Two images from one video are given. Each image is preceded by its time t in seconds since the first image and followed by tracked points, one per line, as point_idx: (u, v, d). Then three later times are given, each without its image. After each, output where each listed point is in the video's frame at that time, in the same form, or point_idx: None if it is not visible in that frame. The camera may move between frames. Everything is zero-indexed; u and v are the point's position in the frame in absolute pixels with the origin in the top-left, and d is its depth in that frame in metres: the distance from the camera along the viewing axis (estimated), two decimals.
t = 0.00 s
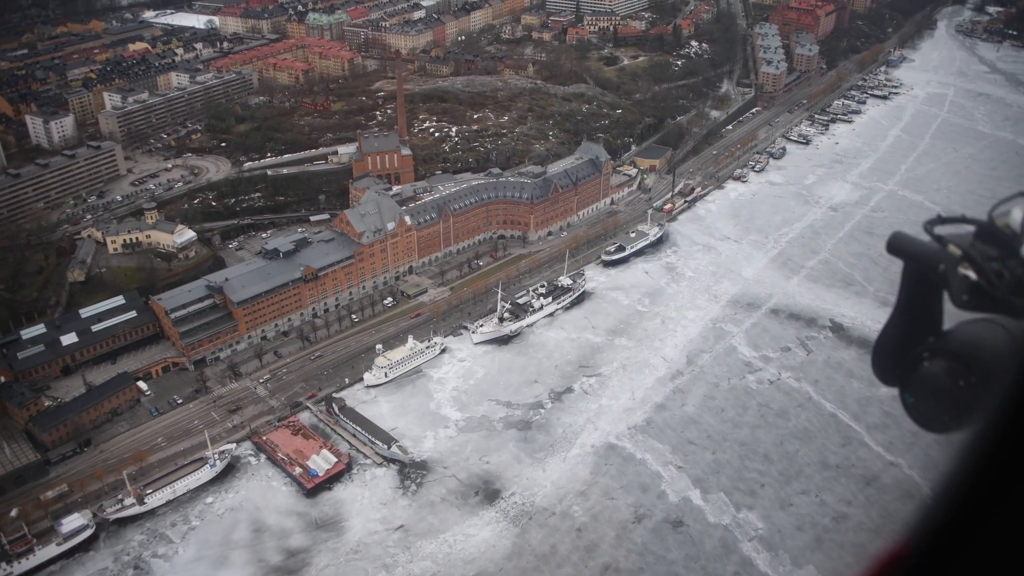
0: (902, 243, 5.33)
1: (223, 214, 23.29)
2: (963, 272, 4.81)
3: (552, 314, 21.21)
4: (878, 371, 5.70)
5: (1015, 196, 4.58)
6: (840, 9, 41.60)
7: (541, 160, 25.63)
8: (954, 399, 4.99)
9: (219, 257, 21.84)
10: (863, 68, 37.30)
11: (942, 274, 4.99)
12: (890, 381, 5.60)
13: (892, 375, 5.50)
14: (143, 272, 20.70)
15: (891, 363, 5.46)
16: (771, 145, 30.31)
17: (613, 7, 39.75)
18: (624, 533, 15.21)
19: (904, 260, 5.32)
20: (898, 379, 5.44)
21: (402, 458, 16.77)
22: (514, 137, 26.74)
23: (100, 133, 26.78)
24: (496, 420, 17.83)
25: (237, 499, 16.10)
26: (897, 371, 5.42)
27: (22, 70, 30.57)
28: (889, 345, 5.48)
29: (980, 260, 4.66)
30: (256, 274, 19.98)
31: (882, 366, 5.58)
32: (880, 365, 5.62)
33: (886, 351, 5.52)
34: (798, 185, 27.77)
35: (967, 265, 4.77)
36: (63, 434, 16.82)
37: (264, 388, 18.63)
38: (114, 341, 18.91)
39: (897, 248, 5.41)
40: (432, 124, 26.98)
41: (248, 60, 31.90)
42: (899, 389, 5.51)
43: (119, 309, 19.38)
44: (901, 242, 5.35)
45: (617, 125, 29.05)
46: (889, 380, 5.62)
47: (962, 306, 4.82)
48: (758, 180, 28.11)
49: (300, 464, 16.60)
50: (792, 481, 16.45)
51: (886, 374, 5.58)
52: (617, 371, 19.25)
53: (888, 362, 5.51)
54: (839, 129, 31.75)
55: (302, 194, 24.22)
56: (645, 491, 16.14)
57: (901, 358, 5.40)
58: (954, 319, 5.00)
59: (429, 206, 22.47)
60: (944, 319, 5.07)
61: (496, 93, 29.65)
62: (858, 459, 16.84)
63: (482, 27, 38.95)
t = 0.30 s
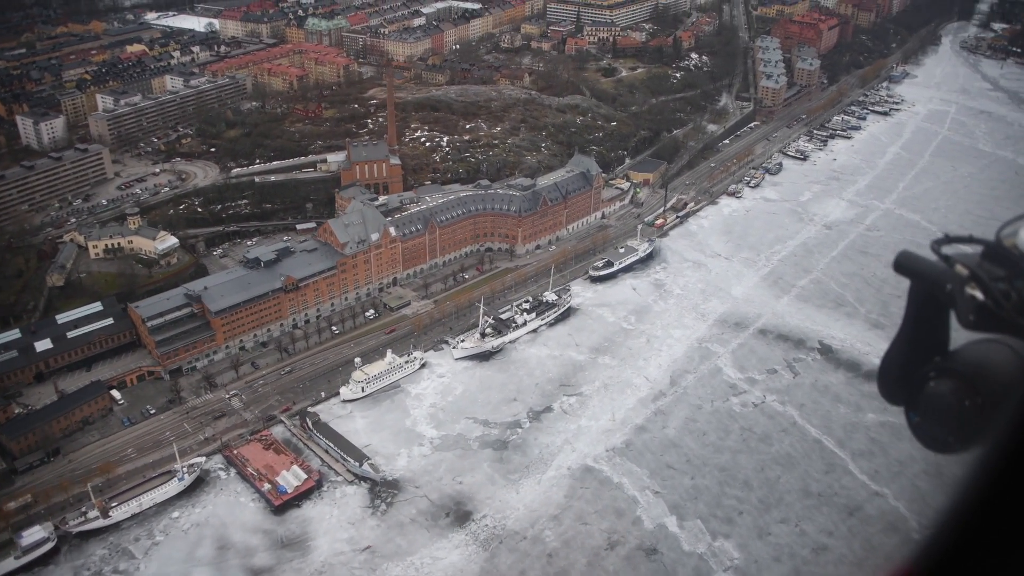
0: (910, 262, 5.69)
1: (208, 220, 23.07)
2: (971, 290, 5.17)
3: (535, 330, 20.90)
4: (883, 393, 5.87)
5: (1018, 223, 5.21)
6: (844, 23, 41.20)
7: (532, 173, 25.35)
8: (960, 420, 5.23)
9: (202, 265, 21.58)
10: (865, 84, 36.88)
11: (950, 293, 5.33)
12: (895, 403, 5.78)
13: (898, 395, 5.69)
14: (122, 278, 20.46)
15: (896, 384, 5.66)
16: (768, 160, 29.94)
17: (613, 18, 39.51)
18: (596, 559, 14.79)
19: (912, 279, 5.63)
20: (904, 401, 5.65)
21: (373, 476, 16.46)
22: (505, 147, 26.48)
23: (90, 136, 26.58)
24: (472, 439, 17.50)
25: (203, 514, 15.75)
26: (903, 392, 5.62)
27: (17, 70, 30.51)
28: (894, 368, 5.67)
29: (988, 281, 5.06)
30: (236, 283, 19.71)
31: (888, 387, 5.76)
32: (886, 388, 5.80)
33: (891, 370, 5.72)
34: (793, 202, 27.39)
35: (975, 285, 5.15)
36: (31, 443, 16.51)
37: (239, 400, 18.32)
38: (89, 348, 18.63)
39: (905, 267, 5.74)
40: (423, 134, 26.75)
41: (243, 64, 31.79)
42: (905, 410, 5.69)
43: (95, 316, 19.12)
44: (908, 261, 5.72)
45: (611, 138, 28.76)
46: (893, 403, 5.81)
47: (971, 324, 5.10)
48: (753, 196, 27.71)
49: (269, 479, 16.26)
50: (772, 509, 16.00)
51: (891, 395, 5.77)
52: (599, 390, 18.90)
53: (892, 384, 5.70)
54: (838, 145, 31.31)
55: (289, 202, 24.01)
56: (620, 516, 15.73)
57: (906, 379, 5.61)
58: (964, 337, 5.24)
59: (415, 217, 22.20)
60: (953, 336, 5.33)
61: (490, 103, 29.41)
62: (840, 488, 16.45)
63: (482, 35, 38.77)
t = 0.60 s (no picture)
0: (921, 274, 5.71)
1: (195, 232, 22.99)
2: (982, 304, 5.18)
3: (522, 344, 20.60)
4: (891, 404, 5.99)
5: None
6: (846, 33, 40.79)
7: (523, 184, 25.12)
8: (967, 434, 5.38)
9: (187, 277, 21.48)
10: (867, 93, 36.43)
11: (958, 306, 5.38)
12: (903, 414, 5.90)
13: (906, 407, 5.81)
14: (106, 291, 20.32)
15: (904, 396, 5.79)
16: (765, 171, 29.58)
17: (612, 27, 39.29)
18: None
19: (922, 290, 5.69)
20: (913, 411, 5.76)
21: (350, 494, 16.17)
22: (497, 158, 26.28)
23: (81, 147, 26.56)
24: (453, 456, 17.18)
25: (177, 532, 15.48)
26: (911, 403, 5.75)
27: (12, 79, 30.59)
28: (903, 381, 5.80)
29: (998, 296, 5.09)
30: (218, 296, 19.55)
31: (896, 398, 5.88)
32: (894, 400, 5.93)
33: (900, 383, 5.83)
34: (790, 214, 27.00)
35: (984, 299, 5.17)
36: (6, 459, 16.34)
37: (219, 415, 18.13)
38: (69, 362, 18.48)
39: (915, 278, 5.78)
40: (414, 144, 26.58)
41: (237, 74, 31.78)
42: (913, 422, 5.80)
43: (76, 329, 18.98)
44: (920, 273, 5.74)
45: (606, 148, 28.49)
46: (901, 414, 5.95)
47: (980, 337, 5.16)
48: (749, 208, 27.34)
49: (245, 497, 16.01)
50: (756, 531, 15.58)
51: (900, 406, 5.89)
52: (584, 407, 18.57)
53: (901, 395, 5.83)
54: (837, 156, 30.87)
55: (277, 214, 23.91)
56: (600, 537, 15.34)
57: (915, 391, 5.73)
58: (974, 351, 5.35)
59: (402, 229, 22.00)
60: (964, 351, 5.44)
61: (483, 113, 29.23)
62: (828, 510, 16.03)
63: (480, 44, 38.64)
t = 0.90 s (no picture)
0: (925, 290, 5.67)
1: (178, 236, 22.78)
2: (984, 321, 5.24)
3: (504, 353, 20.33)
4: (896, 417, 6.07)
5: None
6: (846, 38, 40.35)
7: (511, 190, 24.85)
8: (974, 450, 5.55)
9: (168, 282, 21.31)
10: (866, 100, 36.01)
11: (963, 322, 5.36)
12: (907, 428, 6.01)
13: (910, 422, 5.91)
14: (84, 295, 20.13)
15: (908, 411, 5.88)
16: (759, 178, 29.21)
17: (609, 31, 39.00)
18: None
19: (925, 305, 5.66)
20: (917, 426, 5.86)
21: (321, 506, 15.88)
22: (485, 164, 26.06)
23: (67, 149, 26.39)
24: (428, 468, 16.90)
25: (144, 542, 15.13)
26: (914, 418, 5.84)
27: (2, 78, 30.51)
28: (907, 397, 5.87)
29: (1002, 310, 5.13)
30: (196, 302, 19.30)
31: (899, 412, 5.97)
32: (898, 413, 6.01)
33: (904, 398, 5.92)
34: (783, 222, 26.63)
35: (989, 314, 5.20)
36: None
37: (193, 423, 17.86)
38: (44, 368, 18.23)
39: (918, 294, 5.73)
40: (403, 149, 26.37)
41: (229, 76, 31.64)
42: (918, 436, 5.94)
43: (52, 334, 18.74)
44: (924, 289, 5.70)
45: (597, 154, 28.22)
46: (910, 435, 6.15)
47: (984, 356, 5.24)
48: (741, 215, 26.99)
49: (214, 508, 15.67)
50: (733, 549, 15.22)
51: (904, 420, 5.98)
52: (564, 419, 18.26)
53: (905, 409, 5.90)
54: (833, 163, 30.47)
55: (262, 218, 23.72)
56: (574, 554, 14.99)
57: (919, 407, 5.80)
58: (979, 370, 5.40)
59: (385, 235, 21.76)
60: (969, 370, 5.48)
61: (473, 118, 29.04)
62: (809, 528, 15.66)
63: (475, 47, 38.42)
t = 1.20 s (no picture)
0: (931, 302, 5.81)
1: (162, 240, 22.59)
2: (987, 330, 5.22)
3: (487, 360, 20.07)
4: (900, 430, 5.88)
5: None
6: (845, 40, 39.91)
7: (498, 194, 24.60)
8: (978, 460, 5.23)
9: (149, 287, 21.12)
10: (863, 103, 35.59)
11: (966, 332, 5.43)
12: (911, 440, 5.78)
13: (913, 433, 5.71)
14: (63, 300, 19.92)
15: (910, 420, 5.70)
16: (752, 182, 28.86)
17: (604, 32, 38.69)
18: None
19: (930, 316, 5.77)
20: (919, 438, 5.67)
21: (295, 517, 15.58)
22: (473, 167, 25.84)
23: (53, 151, 26.18)
24: (404, 478, 16.62)
25: (114, 553, 14.81)
26: (916, 427, 5.66)
27: None
28: (911, 405, 5.72)
29: (1004, 319, 5.11)
30: (174, 308, 19.06)
31: (902, 422, 5.80)
32: (902, 425, 5.83)
33: (907, 407, 5.76)
34: (775, 225, 26.24)
35: (992, 324, 5.19)
36: None
37: (169, 431, 17.59)
38: (19, 375, 17.95)
39: (922, 307, 5.87)
40: (390, 152, 26.14)
41: (219, 78, 31.54)
42: (922, 449, 5.71)
43: (28, 340, 18.46)
44: (928, 301, 5.84)
45: (588, 157, 27.95)
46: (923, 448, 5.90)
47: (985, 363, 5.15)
48: (734, 219, 26.63)
49: (186, 518, 15.36)
50: (714, 563, 14.83)
51: (907, 430, 5.81)
52: (545, 428, 17.94)
53: (907, 419, 5.75)
54: (829, 166, 30.06)
55: (247, 222, 23.53)
56: (550, 568, 14.62)
57: (920, 417, 5.63)
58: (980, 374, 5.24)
59: (368, 240, 21.54)
60: (969, 375, 5.36)
61: (463, 120, 28.81)
62: (792, 542, 15.25)
63: (470, 49, 38.15)
